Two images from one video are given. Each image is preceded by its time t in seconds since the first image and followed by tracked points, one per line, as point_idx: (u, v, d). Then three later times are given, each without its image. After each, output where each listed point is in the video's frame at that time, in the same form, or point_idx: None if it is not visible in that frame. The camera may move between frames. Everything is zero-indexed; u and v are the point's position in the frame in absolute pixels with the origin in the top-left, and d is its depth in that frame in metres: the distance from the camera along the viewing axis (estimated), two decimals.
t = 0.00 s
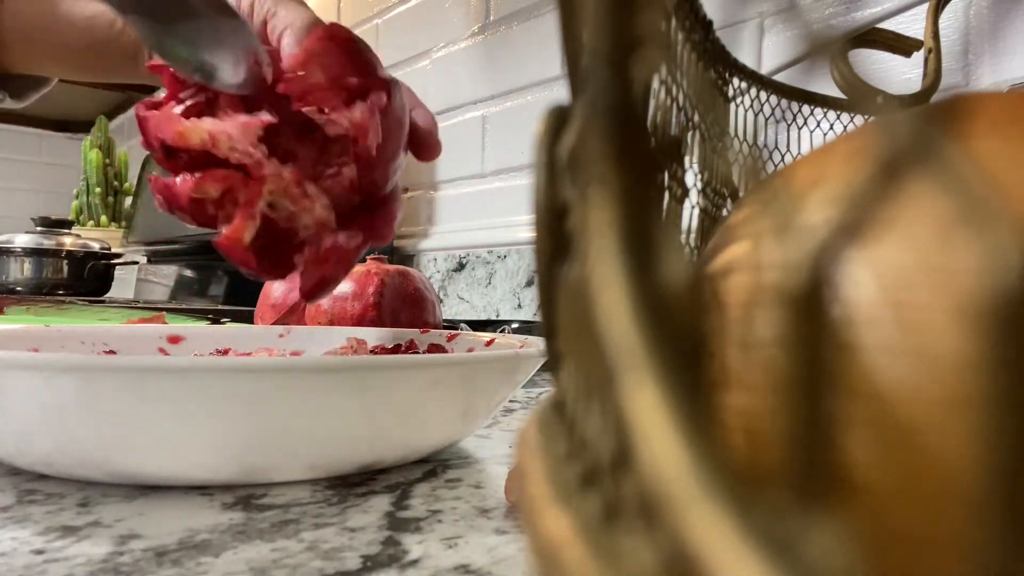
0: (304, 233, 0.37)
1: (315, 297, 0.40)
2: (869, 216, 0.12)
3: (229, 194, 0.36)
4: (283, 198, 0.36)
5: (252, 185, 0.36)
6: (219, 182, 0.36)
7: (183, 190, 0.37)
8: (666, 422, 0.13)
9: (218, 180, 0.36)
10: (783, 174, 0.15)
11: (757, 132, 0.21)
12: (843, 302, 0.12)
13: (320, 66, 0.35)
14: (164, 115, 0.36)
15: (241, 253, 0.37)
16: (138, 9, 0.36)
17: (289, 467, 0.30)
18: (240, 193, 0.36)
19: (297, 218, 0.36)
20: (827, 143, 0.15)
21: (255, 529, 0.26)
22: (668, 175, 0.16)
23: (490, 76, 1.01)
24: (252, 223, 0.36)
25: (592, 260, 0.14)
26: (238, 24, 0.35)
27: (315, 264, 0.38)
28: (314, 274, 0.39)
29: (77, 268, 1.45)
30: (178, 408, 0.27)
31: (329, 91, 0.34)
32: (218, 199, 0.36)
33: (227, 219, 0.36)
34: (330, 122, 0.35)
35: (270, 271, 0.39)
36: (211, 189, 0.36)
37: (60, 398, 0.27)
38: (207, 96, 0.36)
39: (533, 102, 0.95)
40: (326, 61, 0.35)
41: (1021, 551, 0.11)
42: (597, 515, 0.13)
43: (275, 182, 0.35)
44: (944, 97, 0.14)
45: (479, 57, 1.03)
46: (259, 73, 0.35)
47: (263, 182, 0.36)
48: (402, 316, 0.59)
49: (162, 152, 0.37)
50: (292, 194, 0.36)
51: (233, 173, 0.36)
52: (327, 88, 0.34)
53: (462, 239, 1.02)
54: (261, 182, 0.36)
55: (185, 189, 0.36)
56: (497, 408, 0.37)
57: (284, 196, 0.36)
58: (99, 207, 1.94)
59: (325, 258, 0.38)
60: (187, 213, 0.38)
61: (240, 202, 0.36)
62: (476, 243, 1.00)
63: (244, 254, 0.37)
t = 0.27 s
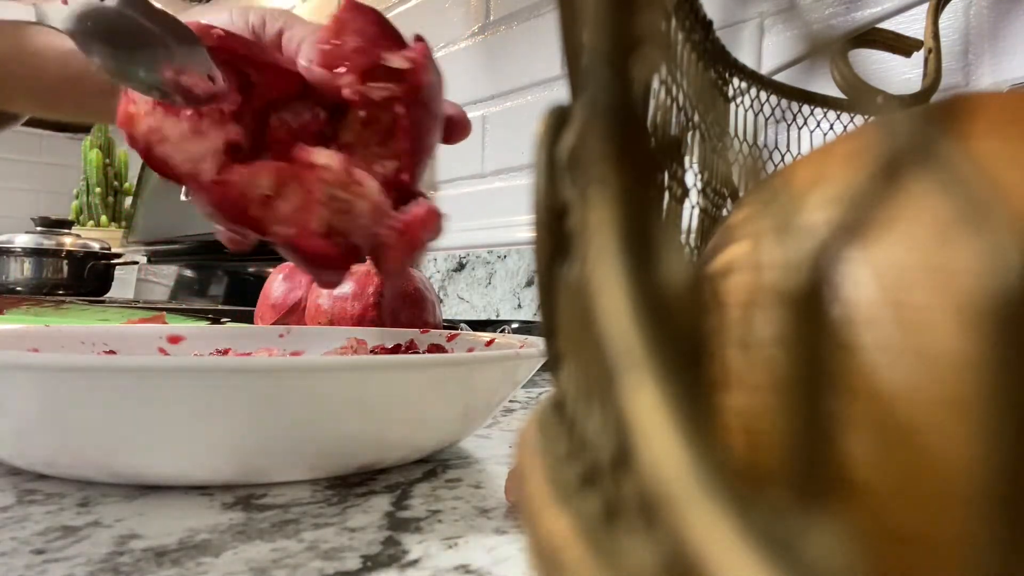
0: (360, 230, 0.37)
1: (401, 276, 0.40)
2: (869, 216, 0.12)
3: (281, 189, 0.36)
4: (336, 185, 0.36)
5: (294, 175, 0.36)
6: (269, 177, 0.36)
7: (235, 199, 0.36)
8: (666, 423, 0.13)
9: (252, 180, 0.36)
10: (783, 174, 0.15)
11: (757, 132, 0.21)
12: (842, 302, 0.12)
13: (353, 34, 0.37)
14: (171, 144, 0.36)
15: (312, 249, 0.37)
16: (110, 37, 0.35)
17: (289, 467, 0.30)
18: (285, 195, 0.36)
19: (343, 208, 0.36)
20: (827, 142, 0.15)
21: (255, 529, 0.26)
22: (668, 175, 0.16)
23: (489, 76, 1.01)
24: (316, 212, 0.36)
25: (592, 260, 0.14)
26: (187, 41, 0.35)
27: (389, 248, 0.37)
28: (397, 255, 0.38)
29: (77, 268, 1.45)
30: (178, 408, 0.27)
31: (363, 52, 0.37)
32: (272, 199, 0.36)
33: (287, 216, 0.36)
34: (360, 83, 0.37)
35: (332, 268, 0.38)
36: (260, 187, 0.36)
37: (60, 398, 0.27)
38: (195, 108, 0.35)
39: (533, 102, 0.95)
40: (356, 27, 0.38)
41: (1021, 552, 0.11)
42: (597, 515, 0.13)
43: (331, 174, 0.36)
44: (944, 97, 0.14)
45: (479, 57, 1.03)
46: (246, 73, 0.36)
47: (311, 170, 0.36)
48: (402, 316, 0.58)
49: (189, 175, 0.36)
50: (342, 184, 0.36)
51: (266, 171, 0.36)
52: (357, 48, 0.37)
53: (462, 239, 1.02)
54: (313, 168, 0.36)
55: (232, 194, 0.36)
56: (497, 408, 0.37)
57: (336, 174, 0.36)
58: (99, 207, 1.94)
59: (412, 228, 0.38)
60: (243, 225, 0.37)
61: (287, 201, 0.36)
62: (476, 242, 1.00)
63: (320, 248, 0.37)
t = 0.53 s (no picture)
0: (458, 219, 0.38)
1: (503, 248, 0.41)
2: (868, 216, 0.12)
3: (388, 184, 0.38)
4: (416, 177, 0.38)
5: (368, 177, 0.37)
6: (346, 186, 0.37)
7: (361, 213, 0.38)
8: (666, 422, 0.13)
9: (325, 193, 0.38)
10: (783, 174, 0.15)
11: (757, 132, 0.21)
12: (842, 302, 0.12)
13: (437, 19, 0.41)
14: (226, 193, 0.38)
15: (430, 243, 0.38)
16: (113, 59, 0.36)
17: (288, 467, 0.30)
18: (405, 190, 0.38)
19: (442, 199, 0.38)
20: (827, 142, 0.15)
21: (255, 529, 0.26)
22: (668, 175, 0.16)
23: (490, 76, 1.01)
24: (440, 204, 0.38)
25: (592, 260, 0.14)
26: (188, 58, 0.35)
27: (496, 216, 0.40)
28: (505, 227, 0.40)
29: (77, 268, 1.45)
30: (177, 408, 0.27)
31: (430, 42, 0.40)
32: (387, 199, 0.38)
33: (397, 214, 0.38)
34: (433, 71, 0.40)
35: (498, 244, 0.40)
36: (377, 188, 0.38)
37: (59, 398, 0.27)
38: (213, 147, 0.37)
39: (533, 102, 0.95)
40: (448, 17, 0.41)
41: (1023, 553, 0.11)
42: (597, 515, 0.13)
43: (418, 166, 0.38)
44: (944, 97, 0.14)
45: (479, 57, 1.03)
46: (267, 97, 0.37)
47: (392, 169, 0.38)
48: (402, 316, 0.59)
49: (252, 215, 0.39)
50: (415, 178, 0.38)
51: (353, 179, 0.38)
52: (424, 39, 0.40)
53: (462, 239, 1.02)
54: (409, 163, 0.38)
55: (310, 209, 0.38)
56: (497, 408, 0.37)
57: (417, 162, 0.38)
58: (99, 206, 1.94)
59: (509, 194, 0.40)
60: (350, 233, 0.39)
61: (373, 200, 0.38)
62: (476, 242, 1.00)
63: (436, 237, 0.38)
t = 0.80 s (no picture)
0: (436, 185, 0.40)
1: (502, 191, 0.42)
2: (868, 215, 0.12)
3: (355, 172, 0.41)
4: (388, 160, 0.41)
5: (329, 167, 0.41)
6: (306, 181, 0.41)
7: (329, 205, 0.41)
8: (666, 422, 0.13)
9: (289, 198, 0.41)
10: (783, 174, 0.15)
11: (757, 132, 0.21)
12: (842, 302, 0.12)
13: None
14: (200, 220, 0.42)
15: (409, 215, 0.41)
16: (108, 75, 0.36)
17: (288, 467, 0.30)
18: (365, 184, 0.41)
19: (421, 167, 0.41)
20: (827, 142, 0.15)
21: (255, 529, 0.26)
22: (668, 175, 0.16)
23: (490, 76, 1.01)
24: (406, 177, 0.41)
25: (592, 260, 0.14)
26: (184, 74, 0.37)
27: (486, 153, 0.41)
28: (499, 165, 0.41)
29: (77, 268, 1.45)
30: (177, 408, 0.27)
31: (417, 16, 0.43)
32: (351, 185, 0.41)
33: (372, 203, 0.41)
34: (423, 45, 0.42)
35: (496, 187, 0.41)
36: (343, 173, 0.41)
37: (60, 398, 0.27)
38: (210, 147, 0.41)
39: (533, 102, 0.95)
40: None
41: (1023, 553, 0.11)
42: (598, 515, 0.13)
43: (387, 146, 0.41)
44: (944, 97, 0.14)
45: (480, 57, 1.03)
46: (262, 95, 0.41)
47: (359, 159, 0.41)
48: (402, 315, 0.59)
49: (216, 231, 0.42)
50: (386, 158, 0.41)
51: (317, 173, 0.41)
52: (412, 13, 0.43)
53: (462, 239, 1.02)
54: (370, 142, 0.41)
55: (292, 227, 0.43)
56: (497, 408, 0.37)
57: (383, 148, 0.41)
58: (99, 207, 1.94)
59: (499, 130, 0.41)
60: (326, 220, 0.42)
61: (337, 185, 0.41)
62: (476, 242, 1.00)
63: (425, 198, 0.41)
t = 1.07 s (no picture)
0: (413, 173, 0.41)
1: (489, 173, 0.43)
2: (869, 215, 0.12)
3: (319, 160, 0.40)
4: (369, 137, 0.41)
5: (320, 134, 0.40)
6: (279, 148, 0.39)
7: (292, 185, 0.40)
8: (666, 422, 0.13)
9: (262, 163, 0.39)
10: (783, 174, 0.15)
11: (757, 132, 0.21)
12: (842, 302, 0.12)
13: None
14: (179, 177, 0.39)
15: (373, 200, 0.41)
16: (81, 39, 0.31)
17: (288, 467, 0.30)
18: (337, 157, 0.40)
19: (399, 158, 0.42)
20: (827, 142, 0.15)
21: (255, 529, 0.26)
22: (668, 175, 0.16)
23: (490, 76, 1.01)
24: (373, 168, 0.41)
25: (593, 260, 0.14)
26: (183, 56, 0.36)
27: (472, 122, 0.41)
28: (487, 129, 0.41)
29: (77, 268, 1.45)
30: (178, 408, 0.27)
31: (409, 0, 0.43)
32: (316, 171, 0.40)
33: (342, 186, 0.40)
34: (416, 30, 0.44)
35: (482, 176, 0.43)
36: (305, 161, 0.40)
37: (60, 398, 0.27)
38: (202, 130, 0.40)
39: (532, 102, 0.95)
40: None
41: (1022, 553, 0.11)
42: (598, 515, 0.13)
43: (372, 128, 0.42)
44: (944, 97, 0.14)
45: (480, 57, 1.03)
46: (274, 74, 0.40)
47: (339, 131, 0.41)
48: (402, 315, 0.59)
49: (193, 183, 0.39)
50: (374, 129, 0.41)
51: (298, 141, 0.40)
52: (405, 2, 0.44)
53: (462, 239, 1.02)
54: (337, 133, 0.41)
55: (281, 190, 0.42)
56: (496, 408, 0.37)
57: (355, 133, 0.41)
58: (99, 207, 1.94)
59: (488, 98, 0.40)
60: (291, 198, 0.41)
61: (301, 171, 0.40)
62: (476, 242, 1.00)
63: (386, 192, 0.41)
